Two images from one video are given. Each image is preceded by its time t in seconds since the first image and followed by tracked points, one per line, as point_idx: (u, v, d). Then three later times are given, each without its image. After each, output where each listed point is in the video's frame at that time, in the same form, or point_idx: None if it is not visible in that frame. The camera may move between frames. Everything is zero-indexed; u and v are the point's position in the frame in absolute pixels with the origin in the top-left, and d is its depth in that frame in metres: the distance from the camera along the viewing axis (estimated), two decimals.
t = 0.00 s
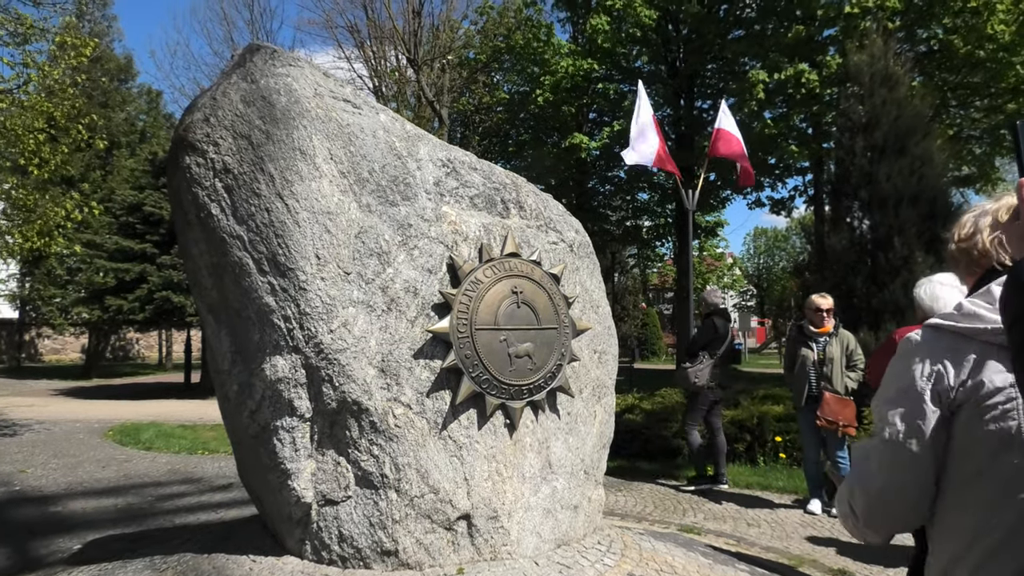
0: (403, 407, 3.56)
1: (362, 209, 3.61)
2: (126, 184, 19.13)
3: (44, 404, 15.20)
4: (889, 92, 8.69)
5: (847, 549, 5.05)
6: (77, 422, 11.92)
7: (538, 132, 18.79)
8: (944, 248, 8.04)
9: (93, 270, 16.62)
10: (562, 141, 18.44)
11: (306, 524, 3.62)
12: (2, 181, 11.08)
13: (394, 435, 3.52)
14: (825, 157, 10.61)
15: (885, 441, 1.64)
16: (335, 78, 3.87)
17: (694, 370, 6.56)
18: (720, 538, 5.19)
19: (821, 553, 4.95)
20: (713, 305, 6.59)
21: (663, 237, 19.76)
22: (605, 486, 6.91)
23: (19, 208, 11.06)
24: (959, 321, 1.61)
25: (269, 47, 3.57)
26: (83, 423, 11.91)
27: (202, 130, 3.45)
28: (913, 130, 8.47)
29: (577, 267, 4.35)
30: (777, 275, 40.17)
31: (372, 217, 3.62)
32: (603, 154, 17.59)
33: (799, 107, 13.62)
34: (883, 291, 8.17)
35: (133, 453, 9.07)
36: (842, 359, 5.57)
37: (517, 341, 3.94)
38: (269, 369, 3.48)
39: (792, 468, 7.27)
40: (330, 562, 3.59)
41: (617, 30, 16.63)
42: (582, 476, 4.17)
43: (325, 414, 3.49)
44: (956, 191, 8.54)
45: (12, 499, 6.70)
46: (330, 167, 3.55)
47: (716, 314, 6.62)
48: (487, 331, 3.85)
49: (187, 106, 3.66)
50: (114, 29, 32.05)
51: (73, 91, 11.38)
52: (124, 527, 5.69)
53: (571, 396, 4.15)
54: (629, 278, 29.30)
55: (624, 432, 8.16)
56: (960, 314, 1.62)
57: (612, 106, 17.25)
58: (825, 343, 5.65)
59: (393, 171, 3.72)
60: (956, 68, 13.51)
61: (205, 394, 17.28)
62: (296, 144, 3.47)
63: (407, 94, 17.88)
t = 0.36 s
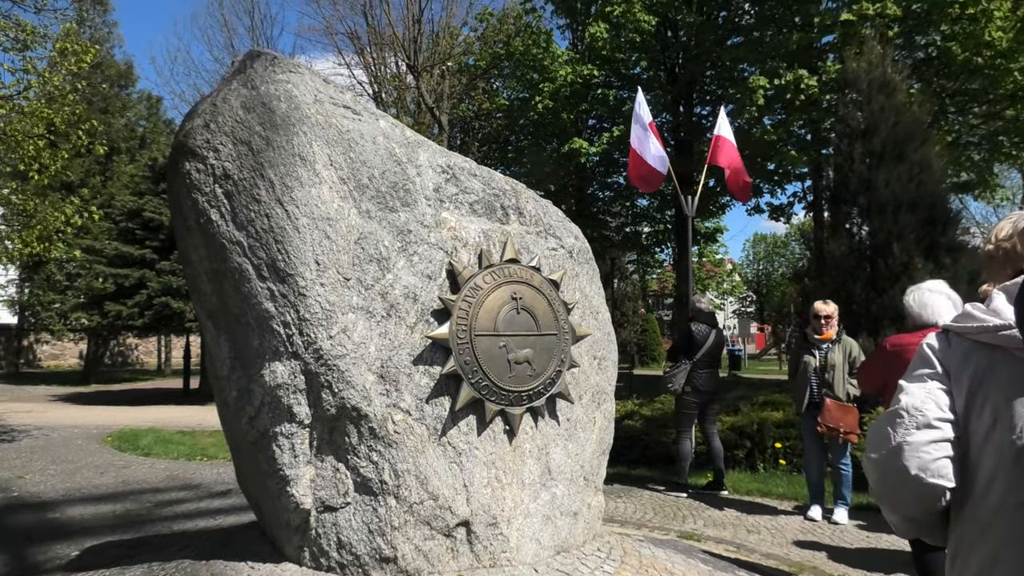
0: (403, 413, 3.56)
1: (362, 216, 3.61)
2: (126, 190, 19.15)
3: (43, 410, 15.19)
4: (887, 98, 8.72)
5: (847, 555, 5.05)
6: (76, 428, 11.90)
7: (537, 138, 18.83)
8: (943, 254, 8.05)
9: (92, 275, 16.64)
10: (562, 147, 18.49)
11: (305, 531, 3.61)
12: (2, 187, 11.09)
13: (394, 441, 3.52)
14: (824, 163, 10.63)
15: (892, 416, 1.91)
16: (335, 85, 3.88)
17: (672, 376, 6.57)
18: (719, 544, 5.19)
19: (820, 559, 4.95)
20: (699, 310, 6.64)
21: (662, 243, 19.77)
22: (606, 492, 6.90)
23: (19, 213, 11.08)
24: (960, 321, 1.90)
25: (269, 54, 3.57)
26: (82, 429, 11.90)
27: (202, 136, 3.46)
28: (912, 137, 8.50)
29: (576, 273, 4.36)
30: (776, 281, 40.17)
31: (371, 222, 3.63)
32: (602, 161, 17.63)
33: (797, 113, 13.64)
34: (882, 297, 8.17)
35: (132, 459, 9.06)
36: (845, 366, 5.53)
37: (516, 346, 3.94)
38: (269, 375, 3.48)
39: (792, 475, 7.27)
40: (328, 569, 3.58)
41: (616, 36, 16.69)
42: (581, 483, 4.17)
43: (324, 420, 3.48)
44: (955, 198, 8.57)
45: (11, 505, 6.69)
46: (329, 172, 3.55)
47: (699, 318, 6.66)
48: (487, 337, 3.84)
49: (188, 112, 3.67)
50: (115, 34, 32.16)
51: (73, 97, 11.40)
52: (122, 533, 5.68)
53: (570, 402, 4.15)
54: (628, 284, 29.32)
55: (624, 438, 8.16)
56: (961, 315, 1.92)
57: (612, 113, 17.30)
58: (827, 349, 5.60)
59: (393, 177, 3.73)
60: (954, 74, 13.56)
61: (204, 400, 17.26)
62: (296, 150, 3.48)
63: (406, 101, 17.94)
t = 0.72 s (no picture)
0: (402, 418, 3.56)
1: (362, 221, 3.61)
2: (126, 196, 19.17)
3: (43, 415, 15.18)
4: (885, 103, 8.74)
5: (847, 560, 5.04)
6: (75, 434, 11.90)
7: (536, 143, 18.87)
8: (942, 259, 8.07)
9: (92, 281, 16.65)
10: (561, 152, 18.52)
11: (304, 536, 3.60)
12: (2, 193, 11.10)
13: (393, 446, 3.51)
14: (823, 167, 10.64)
15: (944, 426, 2.13)
16: (335, 90, 3.89)
17: (663, 381, 6.58)
18: (720, 550, 5.17)
19: (821, 565, 4.94)
20: (692, 315, 6.64)
21: (662, 248, 19.79)
22: (606, 498, 6.89)
23: (19, 219, 11.08)
24: (1012, 342, 2.07)
25: (269, 60, 3.58)
26: (81, 434, 11.88)
27: (202, 142, 3.46)
28: (910, 141, 8.52)
29: (576, 278, 4.35)
30: (776, 286, 40.18)
31: (371, 228, 3.63)
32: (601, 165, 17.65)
33: (796, 118, 13.61)
34: (882, 301, 8.17)
35: (131, 465, 9.04)
36: (846, 370, 5.49)
37: (516, 351, 3.94)
38: (268, 380, 3.47)
39: (792, 480, 7.26)
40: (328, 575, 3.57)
41: (615, 42, 16.73)
42: (581, 488, 4.16)
43: (324, 425, 3.48)
44: (953, 203, 8.59)
45: (9, 511, 6.67)
46: (329, 178, 3.56)
47: (693, 323, 6.67)
48: (486, 342, 3.84)
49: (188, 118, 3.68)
50: (115, 40, 32.27)
51: (73, 103, 11.42)
52: (121, 539, 5.66)
53: (570, 407, 4.14)
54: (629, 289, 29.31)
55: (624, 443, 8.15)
56: (1009, 336, 2.10)
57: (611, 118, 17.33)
58: (829, 354, 5.58)
59: (393, 183, 3.73)
60: (953, 79, 13.60)
61: (203, 406, 17.24)
62: (296, 155, 3.48)
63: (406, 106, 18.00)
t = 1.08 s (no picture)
0: (402, 423, 3.56)
1: (362, 226, 3.61)
2: (126, 201, 19.20)
3: (43, 420, 15.18)
4: (885, 108, 8.76)
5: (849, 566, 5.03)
6: (75, 439, 11.89)
7: (536, 148, 18.90)
8: (943, 263, 8.07)
9: (92, 286, 16.66)
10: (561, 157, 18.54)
11: (305, 542, 3.59)
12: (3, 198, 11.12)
13: (394, 451, 3.50)
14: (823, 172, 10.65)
15: (950, 427, 2.16)
16: (335, 96, 3.90)
17: (663, 385, 6.56)
18: (721, 555, 5.16)
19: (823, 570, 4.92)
20: (692, 319, 6.64)
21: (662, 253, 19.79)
22: (606, 503, 6.87)
23: (19, 224, 11.10)
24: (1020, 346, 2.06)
25: (269, 66, 3.59)
26: (81, 440, 11.88)
27: (203, 148, 3.47)
28: (910, 147, 8.54)
29: (576, 283, 4.36)
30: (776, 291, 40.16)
31: (371, 233, 3.63)
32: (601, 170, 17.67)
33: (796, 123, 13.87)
34: (882, 306, 8.17)
35: (131, 470, 9.03)
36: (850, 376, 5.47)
37: (516, 356, 3.93)
38: (268, 386, 3.47)
39: (793, 485, 7.25)
40: None
41: (614, 47, 16.73)
42: (582, 493, 4.17)
43: (324, 431, 3.47)
44: (954, 207, 8.59)
45: (9, 517, 6.67)
46: (329, 183, 3.56)
47: (693, 328, 6.66)
48: (487, 347, 3.84)
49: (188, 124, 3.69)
50: (115, 46, 32.35)
51: (75, 109, 11.44)
52: (121, 544, 5.65)
53: (570, 412, 4.15)
54: (629, 294, 29.30)
55: (624, 448, 8.12)
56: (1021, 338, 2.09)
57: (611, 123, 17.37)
58: (832, 359, 5.57)
59: (393, 188, 3.73)
60: (952, 85, 13.62)
61: (203, 411, 17.22)
62: (297, 161, 3.49)
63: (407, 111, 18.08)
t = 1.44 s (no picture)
0: (403, 428, 3.56)
1: (362, 231, 3.62)
2: (126, 207, 19.20)
3: (41, 426, 15.14)
4: (885, 113, 8.77)
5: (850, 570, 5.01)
6: (74, 445, 11.86)
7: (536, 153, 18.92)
8: (942, 268, 8.08)
9: (92, 291, 16.66)
10: (561, 162, 18.56)
11: (304, 548, 3.56)
12: (3, 203, 11.13)
13: (394, 456, 3.50)
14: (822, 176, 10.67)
15: (931, 420, 2.02)
16: (335, 101, 3.90)
17: (664, 390, 6.54)
18: (721, 560, 5.14)
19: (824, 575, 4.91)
20: (694, 324, 6.63)
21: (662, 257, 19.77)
22: (607, 508, 6.85)
23: (19, 229, 11.09)
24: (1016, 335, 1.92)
25: (269, 71, 3.60)
26: (80, 446, 11.84)
27: (203, 153, 3.48)
28: (910, 151, 8.54)
29: (576, 288, 4.36)
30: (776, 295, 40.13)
31: (371, 238, 3.64)
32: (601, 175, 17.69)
33: (795, 128, 13.72)
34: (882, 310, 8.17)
35: (131, 476, 9.01)
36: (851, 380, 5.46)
37: (516, 361, 3.93)
38: (268, 391, 3.45)
39: (794, 490, 7.23)
40: None
41: (613, 52, 16.75)
42: (582, 498, 4.16)
43: (324, 436, 3.46)
44: (953, 212, 8.59)
45: (9, 523, 6.65)
46: (329, 188, 3.57)
47: (695, 333, 6.65)
48: (486, 352, 3.84)
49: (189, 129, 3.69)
50: (115, 51, 32.39)
51: (77, 115, 11.46)
52: (120, 550, 5.64)
53: (570, 417, 4.15)
54: (629, 298, 29.29)
55: (624, 453, 8.11)
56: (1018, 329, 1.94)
57: (610, 128, 17.40)
58: (834, 364, 5.56)
59: (393, 193, 3.74)
60: (951, 90, 13.64)
61: (203, 417, 17.19)
62: (297, 166, 3.49)
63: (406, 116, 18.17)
